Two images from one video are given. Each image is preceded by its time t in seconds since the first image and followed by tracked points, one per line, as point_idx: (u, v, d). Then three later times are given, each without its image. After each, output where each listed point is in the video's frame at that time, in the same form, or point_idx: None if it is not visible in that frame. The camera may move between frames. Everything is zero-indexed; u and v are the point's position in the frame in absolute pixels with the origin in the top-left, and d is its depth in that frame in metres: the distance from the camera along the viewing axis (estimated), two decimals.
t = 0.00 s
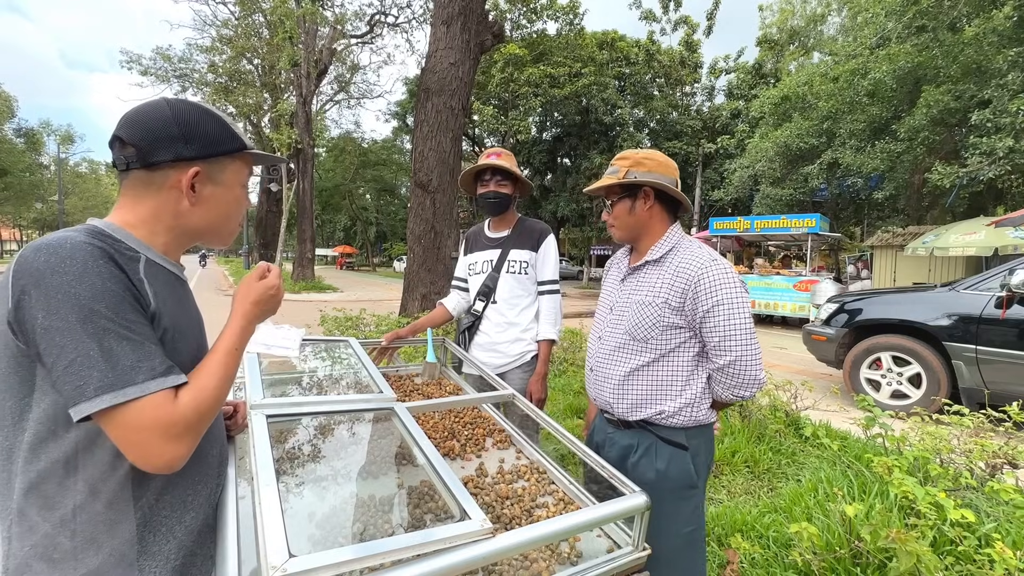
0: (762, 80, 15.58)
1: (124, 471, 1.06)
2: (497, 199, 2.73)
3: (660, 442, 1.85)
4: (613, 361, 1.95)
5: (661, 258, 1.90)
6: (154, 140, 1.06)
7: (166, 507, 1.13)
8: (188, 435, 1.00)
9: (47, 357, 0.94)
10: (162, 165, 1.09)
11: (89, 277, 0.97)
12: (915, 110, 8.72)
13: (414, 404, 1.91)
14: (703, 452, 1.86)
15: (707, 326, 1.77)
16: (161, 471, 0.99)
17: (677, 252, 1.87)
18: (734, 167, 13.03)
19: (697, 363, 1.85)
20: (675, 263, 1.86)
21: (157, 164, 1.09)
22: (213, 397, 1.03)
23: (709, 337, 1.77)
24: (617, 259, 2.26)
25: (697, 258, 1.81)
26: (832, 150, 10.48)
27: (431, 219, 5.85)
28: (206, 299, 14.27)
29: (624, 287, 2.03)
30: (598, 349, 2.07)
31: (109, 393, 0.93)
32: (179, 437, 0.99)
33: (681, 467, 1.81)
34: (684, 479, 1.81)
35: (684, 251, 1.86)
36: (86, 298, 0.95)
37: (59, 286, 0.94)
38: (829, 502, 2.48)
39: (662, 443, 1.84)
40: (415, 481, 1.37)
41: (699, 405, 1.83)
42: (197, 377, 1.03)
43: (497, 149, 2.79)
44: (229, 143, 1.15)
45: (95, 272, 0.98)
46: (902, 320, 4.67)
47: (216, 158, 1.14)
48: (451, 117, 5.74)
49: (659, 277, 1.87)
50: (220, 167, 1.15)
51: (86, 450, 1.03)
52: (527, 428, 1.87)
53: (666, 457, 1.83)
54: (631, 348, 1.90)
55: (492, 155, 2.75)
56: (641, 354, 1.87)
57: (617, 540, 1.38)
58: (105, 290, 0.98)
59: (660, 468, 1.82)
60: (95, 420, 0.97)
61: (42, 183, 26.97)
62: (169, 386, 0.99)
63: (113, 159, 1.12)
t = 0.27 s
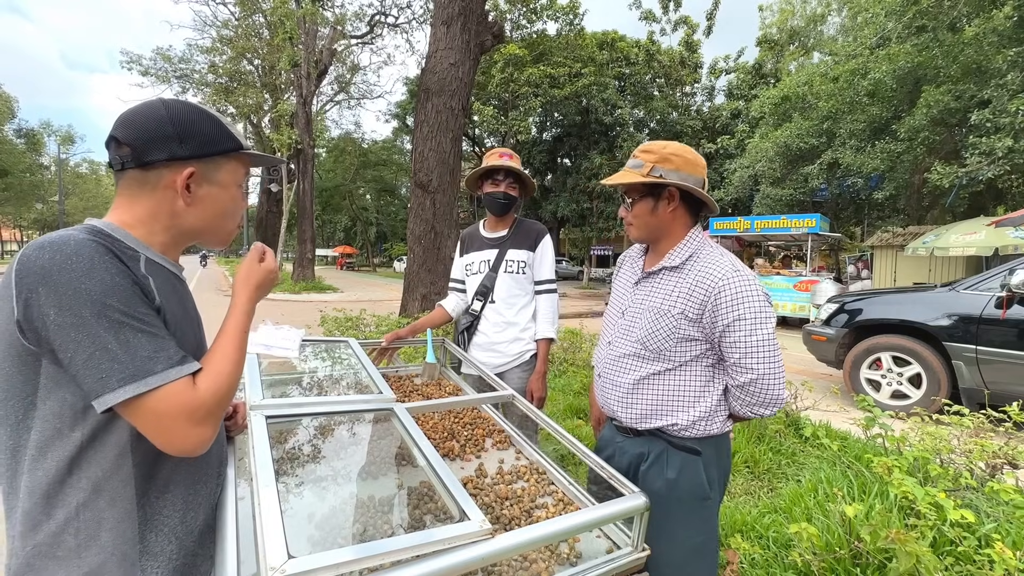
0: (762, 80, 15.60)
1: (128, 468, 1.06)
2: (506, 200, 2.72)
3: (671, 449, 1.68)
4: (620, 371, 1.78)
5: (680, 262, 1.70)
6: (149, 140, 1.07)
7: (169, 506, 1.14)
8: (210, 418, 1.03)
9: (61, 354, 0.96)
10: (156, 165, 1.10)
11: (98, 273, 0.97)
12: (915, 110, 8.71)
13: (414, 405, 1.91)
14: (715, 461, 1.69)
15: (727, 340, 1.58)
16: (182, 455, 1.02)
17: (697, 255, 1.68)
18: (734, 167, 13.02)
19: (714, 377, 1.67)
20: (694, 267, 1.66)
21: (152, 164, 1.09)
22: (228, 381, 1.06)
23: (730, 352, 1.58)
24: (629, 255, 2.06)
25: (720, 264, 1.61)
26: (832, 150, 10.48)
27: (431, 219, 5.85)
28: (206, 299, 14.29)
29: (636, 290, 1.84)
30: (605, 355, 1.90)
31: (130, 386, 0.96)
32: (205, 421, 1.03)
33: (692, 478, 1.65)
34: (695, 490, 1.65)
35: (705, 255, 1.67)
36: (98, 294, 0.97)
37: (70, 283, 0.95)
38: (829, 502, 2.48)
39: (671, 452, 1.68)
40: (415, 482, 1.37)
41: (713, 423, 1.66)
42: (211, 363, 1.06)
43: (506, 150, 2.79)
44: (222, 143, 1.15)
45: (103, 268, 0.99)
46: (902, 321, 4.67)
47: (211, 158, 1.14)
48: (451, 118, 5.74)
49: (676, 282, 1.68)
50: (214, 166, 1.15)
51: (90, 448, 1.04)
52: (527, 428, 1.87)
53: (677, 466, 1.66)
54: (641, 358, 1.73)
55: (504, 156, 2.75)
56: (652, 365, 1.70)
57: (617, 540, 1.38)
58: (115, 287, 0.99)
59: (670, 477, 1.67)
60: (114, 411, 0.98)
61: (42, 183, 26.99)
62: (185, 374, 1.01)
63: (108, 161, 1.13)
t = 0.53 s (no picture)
0: (762, 80, 15.62)
1: (131, 465, 1.07)
2: (502, 196, 2.71)
3: (674, 453, 1.62)
4: (624, 376, 1.73)
5: (689, 267, 1.65)
6: (145, 139, 1.07)
7: (170, 505, 1.14)
8: (225, 408, 1.05)
9: (69, 352, 0.97)
10: (152, 164, 1.10)
11: (103, 271, 0.98)
12: (915, 110, 8.71)
13: (414, 405, 1.91)
14: (719, 469, 1.63)
15: (736, 350, 1.52)
16: (197, 445, 1.04)
17: (708, 261, 1.62)
18: (735, 167, 13.02)
19: (720, 387, 1.61)
20: (704, 274, 1.61)
21: (147, 163, 1.09)
22: (238, 373, 1.07)
23: (738, 362, 1.52)
24: (639, 258, 2.02)
25: (731, 271, 1.56)
26: (832, 150, 10.48)
27: (431, 219, 5.85)
28: (206, 299, 14.29)
29: (644, 294, 1.79)
30: (610, 359, 1.86)
31: (145, 379, 0.97)
32: (217, 412, 1.04)
33: (694, 486, 1.59)
34: (697, 499, 1.59)
35: (716, 261, 1.62)
36: (104, 293, 0.97)
37: (78, 282, 0.96)
38: (829, 502, 2.48)
39: (673, 458, 1.62)
40: (415, 482, 1.37)
41: (718, 434, 1.60)
42: (221, 353, 1.07)
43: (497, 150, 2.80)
44: (219, 141, 1.15)
45: (107, 266, 0.99)
46: (902, 320, 4.67)
47: (207, 156, 1.14)
48: (451, 118, 5.74)
49: (685, 289, 1.63)
50: (211, 165, 1.15)
51: (94, 447, 1.04)
52: (527, 428, 1.87)
53: (681, 470, 1.60)
54: (645, 364, 1.68)
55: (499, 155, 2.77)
56: (657, 372, 1.65)
57: (616, 540, 1.38)
58: (119, 284, 0.99)
59: (673, 483, 1.61)
60: (134, 405, 1.00)
61: (42, 184, 26.98)
62: (196, 367, 1.02)
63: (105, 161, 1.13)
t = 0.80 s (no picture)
0: (762, 80, 15.63)
1: (131, 465, 1.07)
2: (498, 198, 2.73)
3: (673, 459, 1.62)
4: (623, 379, 1.74)
5: (687, 268, 1.65)
6: (139, 138, 1.07)
7: (170, 505, 1.14)
8: (227, 407, 1.05)
9: (68, 353, 0.97)
10: (148, 164, 1.10)
11: (102, 272, 0.98)
12: (915, 110, 8.71)
13: (413, 405, 1.91)
14: (720, 474, 1.63)
15: (735, 352, 1.52)
16: (199, 442, 1.05)
17: (706, 262, 1.62)
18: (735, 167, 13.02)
19: (720, 389, 1.61)
20: (702, 274, 1.61)
21: (143, 163, 1.09)
22: (239, 372, 1.08)
23: (736, 365, 1.52)
24: (639, 259, 2.02)
25: (728, 272, 1.56)
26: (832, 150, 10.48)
27: (431, 219, 5.85)
28: (207, 300, 14.29)
29: (642, 296, 1.79)
30: (610, 361, 1.86)
31: (146, 378, 0.97)
32: (219, 411, 1.04)
33: (694, 491, 1.59)
34: (698, 504, 1.59)
35: (713, 262, 1.62)
36: (103, 293, 0.97)
37: (77, 282, 0.96)
38: (829, 502, 2.48)
39: (672, 463, 1.62)
40: (414, 482, 1.37)
41: (718, 437, 1.60)
42: (221, 352, 1.08)
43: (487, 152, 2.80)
44: (214, 140, 1.15)
45: (106, 267, 1.00)
46: (902, 321, 4.66)
47: (203, 155, 1.15)
48: (451, 118, 5.74)
49: (683, 290, 1.63)
50: (207, 163, 1.16)
51: (93, 448, 1.05)
52: (527, 428, 1.87)
53: (680, 476, 1.60)
54: (644, 366, 1.68)
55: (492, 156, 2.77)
56: (656, 375, 1.65)
57: (615, 540, 1.38)
58: (118, 284, 1.00)
59: (673, 488, 1.61)
60: (136, 404, 1.00)
61: (43, 184, 27.00)
62: (197, 366, 1.02)
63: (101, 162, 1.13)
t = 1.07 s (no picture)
0: (762, 81, 15.64)
1: (132, 466, 1.08)
2: (492, 204, 2.73)
3: (674, 462, 1.62)
4: (622, 381, 1.74)
5: (681, 266, 1.65)
6: (136, 137, 1.08)
7: (171, 506, 1.15)
8: (227, 408, 1.06)
9: (70, 354, 0.97)
10: (145, 163, 1.11)
11: (102, 274, 0.98)
12: (915, 110, 8.71)
13: (414, 405, 1.92)
14: (720, 478, 1.63)
15: (731, 349, 1.52)
16: (199, 443, 1.05)
17: (700, 259, 1.62)
18: (735, 168, 13.02)
19: (719, 388, 1.61)
20: (696, 271, 1.61)
21: (140, 162, 1.10)
22: (238, 373, 1.08)
23: (732, 362, 1.52)
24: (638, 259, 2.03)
25: (721, 268, 1.56)
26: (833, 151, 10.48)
27: (431, 220, 5.85)
28: (207, 300, 14.31)
29: (639, 296, 1.80)
30: (609, 363, 1.86)
31: (146, 380, 0.98)
32: (219, 410, 1.04)
33: (694, 495, 1.59)
34: (698, 508, 1.59)
35: (708, 258, 1.62)
36: (104, 295, 0.97)
37: (77, 285, 0.96)
38: (829, 503, 2.48)
39: (671, 467, 1.62)
40: (415, 482, 1.37)
41: (718, 436, 1.60)
42: (220, 354, 1.08)
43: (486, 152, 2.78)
44: (211, 139, 1.15)
45: (105, 268, 1.00)
46: (902, 321, 4.66)
47: (201, 154, 1.15)
48: (451, 118, 5.74)
49: (678, 288, 1.63)
50: (206, 163, 1.16)
51: (94, 449, 1.05)
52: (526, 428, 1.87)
53: (680, 480, 1.60)
54: (641, 366, 1.68)
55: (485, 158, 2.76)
56: (653, 375, 1.65)
57: (615, 540, 1.39)
58: (118, 286, 1.00)
59: (673, 492, 1.60)
60: (134, 406, 1.00)
61: (44, 184, 27.03)
62: (197, 369, 1.02)
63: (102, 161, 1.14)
